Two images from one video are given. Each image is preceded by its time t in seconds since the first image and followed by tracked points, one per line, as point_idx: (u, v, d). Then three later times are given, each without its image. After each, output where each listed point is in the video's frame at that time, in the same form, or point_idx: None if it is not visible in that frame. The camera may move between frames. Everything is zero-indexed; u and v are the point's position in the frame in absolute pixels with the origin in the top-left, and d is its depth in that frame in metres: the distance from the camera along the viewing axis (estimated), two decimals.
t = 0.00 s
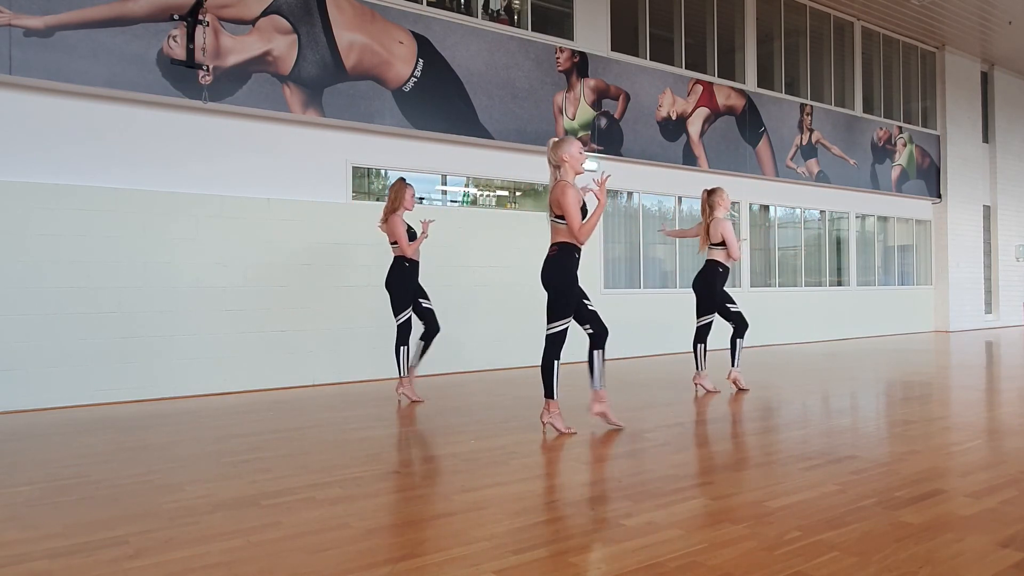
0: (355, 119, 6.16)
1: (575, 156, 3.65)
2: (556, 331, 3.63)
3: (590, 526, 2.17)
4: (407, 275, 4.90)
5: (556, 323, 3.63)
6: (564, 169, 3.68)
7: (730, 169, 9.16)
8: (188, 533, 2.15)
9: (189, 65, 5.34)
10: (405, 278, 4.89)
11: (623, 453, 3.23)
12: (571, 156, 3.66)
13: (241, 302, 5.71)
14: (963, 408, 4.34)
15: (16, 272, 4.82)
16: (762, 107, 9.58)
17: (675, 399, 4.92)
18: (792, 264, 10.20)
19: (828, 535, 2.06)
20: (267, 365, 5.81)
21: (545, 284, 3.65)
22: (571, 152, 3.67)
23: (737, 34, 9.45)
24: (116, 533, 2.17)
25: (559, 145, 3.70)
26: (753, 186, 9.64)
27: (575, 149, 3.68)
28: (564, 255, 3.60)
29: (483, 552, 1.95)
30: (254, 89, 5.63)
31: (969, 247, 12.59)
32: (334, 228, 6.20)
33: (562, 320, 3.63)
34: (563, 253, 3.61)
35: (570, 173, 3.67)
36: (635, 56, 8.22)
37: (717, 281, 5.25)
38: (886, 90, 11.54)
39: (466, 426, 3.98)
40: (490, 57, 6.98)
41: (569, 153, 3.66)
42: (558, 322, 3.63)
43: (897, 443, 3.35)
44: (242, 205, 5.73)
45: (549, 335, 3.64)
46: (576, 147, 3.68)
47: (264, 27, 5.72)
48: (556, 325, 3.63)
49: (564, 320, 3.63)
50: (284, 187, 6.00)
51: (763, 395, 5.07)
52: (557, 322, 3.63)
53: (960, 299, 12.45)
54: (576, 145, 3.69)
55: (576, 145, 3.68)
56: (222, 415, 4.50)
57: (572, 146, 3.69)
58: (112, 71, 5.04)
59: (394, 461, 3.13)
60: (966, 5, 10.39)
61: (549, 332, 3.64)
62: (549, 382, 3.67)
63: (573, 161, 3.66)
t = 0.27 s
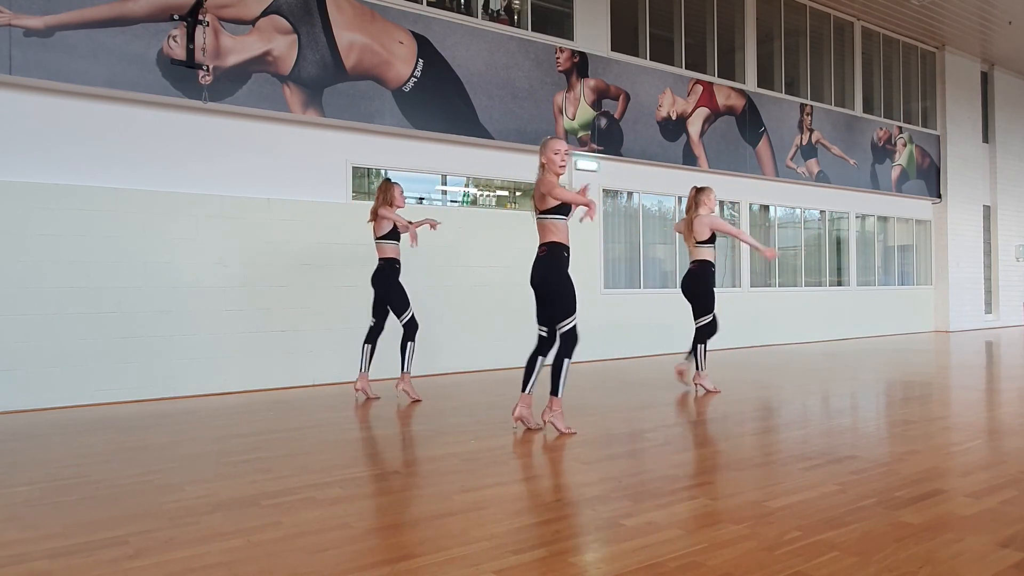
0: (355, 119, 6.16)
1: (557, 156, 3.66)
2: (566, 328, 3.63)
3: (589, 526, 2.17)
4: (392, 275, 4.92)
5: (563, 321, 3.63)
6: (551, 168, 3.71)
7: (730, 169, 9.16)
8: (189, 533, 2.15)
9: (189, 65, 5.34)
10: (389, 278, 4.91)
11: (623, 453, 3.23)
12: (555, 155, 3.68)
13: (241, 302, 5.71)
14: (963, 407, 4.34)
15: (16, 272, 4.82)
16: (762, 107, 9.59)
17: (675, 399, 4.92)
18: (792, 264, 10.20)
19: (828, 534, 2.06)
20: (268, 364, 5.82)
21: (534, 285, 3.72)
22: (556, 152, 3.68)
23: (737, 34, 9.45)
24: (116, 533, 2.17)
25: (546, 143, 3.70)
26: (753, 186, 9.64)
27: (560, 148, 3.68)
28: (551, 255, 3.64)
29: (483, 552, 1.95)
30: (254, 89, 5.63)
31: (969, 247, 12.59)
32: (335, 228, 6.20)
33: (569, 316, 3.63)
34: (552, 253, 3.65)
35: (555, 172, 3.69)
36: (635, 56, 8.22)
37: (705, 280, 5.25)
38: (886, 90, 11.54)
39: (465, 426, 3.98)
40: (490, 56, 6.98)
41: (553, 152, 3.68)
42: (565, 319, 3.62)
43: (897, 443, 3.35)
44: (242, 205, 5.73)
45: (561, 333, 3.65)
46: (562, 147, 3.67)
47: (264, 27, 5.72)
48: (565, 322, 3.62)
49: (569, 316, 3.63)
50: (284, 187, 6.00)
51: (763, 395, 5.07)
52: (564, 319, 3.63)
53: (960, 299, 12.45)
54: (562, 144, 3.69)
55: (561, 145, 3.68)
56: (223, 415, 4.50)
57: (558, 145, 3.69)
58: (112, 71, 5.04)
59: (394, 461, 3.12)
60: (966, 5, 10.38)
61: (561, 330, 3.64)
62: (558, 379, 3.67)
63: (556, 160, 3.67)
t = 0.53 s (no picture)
0: (355, 119, 6.16)
1: (545, 163, 3.60)
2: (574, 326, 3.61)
3: (590, 526, 2.17)
4: (382, 275, 4.96)
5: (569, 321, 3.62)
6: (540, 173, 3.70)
7: (730, 169, 9.16)
8: (189, 533, 2.15)
9: (189, 65, 5.34)
10: (378, 278, 4.94)
11: (623, 453, 3.23)
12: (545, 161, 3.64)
13: (242, 302, 5.71)
14: (963, 407, 4.34)
15: (17, 272, 4.82)
16: (762, 107, 9.58)
17: (676, 399, 4.92)
18: (792, 264, 10.20)
19: (828, 534, 2.06)
20: (267, 365, 5.82)
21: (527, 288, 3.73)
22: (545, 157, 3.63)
23: (737, 33, 9.45)
24: (117, 533, 2.17)
25: (537, 147, 3.64)
26: (753, 186, 9.64)
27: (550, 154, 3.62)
28: (543, 258, 3.64)
29: (483, 552, 1.95)
30: (254, 89, 5.63)
31: (969, 247, 12.58)
32: (334, 228, 6.20)
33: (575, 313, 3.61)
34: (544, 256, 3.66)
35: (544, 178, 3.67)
36: (635, 56, 8.22)
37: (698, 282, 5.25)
38: (886, 90, 11.54)
39: (466, 426, 3.98)
40: (490, 56, 6.98)
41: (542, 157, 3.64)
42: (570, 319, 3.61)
43: (897, 443, 3.35)
44: (242, 205, 5.74)
45: (571, 330, 3.64)
46: (550, 152, 3.60)
47: (264, 27, 5.72)
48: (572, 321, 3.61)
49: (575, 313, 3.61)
50: (284, 187, 6.00)
51: (763, 395, 5.07)
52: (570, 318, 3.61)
53: (960, 299, 12.45)
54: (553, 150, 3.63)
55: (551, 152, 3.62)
56: (223, 415, 4.50)
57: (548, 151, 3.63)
58: (112, 71, 5.04)
59: (394, 461, 3.13)
60: (966, 5, 10.38)
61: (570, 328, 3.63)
62: (574, 374, 3.67)
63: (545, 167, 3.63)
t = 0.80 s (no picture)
0: (355, 119, 6.16)
1: (544, 157, 3.63)
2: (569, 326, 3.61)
3: (590, 526, 2.17)
4: (378, 275, 4.95)
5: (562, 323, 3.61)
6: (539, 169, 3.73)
7: (730, 169, 9.16)
8: (189, 533, 2.15)
9: (189, 65, 5.34)
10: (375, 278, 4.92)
11: (623, 453, 3.23)
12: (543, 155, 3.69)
13: (242, 302, 5.71)
14: (963, 407, 4.33)
15: (16, 272, 4.82)
16: (762, 107, 9.58)
17: (676, 399, 4.92)
18: (792, 264, 10.20)
19: (829, 534, 2.06)
20: (267, 364, 5.82)
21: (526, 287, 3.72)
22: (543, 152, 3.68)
23: (737, 33, 9.45)
24: (116, 533, 2.17)
25: (531, 146, 3.69)
26: (753, 186, 9.64)
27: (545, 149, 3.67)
28: (543, 256, 3.64)
29: (483, 552, 1.95)
30: (254, 89, 5.63)
31: (969, 246, 12.58)
32: (333, 228, 6.19)
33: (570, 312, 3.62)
34: (544, 254, 3.65)
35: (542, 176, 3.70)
36: (635, 56, 8.22)
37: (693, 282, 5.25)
38: (886, 90, 11.54)
39: (466, 426, 3.98)
40: (490, 56, 6.98)
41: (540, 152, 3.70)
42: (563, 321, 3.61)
43: (898, 442, 3.35)
44: (242, 205, 5.73)
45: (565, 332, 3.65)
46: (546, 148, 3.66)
47: (264, 27, 5.72)
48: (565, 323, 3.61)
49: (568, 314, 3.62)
50: (284, 186, 6.00)
51: (763, 395, 5.07)
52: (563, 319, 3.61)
53: (960, 299, 12.45)
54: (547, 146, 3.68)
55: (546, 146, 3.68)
56: (223, 415, 4.50)
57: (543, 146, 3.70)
58: (112, 72, 5.04)
59: (394, 461, 3.13)
60: (966, 5, 10.39)
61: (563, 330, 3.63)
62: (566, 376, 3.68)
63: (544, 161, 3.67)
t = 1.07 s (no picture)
0: (355, 119, 6.16)
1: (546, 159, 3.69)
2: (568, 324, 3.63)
3: (590, 526, 2.17)
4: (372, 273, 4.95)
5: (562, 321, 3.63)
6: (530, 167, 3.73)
7: (730, 169, 9.16)
8: (189, 533, 2.15)
9: (189, 65, 5.34)
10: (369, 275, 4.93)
11: (623, 453, 3.23)
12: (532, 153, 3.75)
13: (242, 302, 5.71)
14: (963, 407, 4.33)
15: (16, 272, 4.82)
16: (762, 107, 9.58)
17: (676, 399, 4.92)
18: (792, 264, 10.20)
19: (829, 535, 2.06)
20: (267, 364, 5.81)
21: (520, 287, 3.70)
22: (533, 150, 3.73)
23: (737, 33, 9.45)
24: (117, 533, 2.17)
25: (530, 146, 3.70)
26: (753, 186, 9.64)
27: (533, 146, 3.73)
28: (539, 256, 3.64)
29: (483, 552, 1.95)
30: (254, 89, 5.63)
31: (969, 246, 12.59)
32: (333, 228, 6.19)
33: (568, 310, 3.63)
34: (539, 254, 3.64)
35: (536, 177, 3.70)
36: (635, 56, 8.22)
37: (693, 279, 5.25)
38: (886, 90, 11.53)
39: (466, 426, 3.98)
40: (490, 56, 6.98)
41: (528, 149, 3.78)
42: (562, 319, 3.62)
43: (898, 442, 3.35)
44: (242, 205, 5.74)
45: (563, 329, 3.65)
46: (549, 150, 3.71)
47: (264, 27, 5.72)
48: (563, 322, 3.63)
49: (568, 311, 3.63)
50: (284, 186, 6.00)
51: (763, 395, 5.07)
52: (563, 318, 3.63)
53: (960, 299, 12.45)
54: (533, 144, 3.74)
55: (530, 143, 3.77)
56: (223, 415, 4.50)
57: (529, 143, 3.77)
58: (112, 72, 5.04)
59: (394, 461, 3.13)
60: (966, 5, 10.39)
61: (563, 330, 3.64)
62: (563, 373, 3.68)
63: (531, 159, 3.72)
